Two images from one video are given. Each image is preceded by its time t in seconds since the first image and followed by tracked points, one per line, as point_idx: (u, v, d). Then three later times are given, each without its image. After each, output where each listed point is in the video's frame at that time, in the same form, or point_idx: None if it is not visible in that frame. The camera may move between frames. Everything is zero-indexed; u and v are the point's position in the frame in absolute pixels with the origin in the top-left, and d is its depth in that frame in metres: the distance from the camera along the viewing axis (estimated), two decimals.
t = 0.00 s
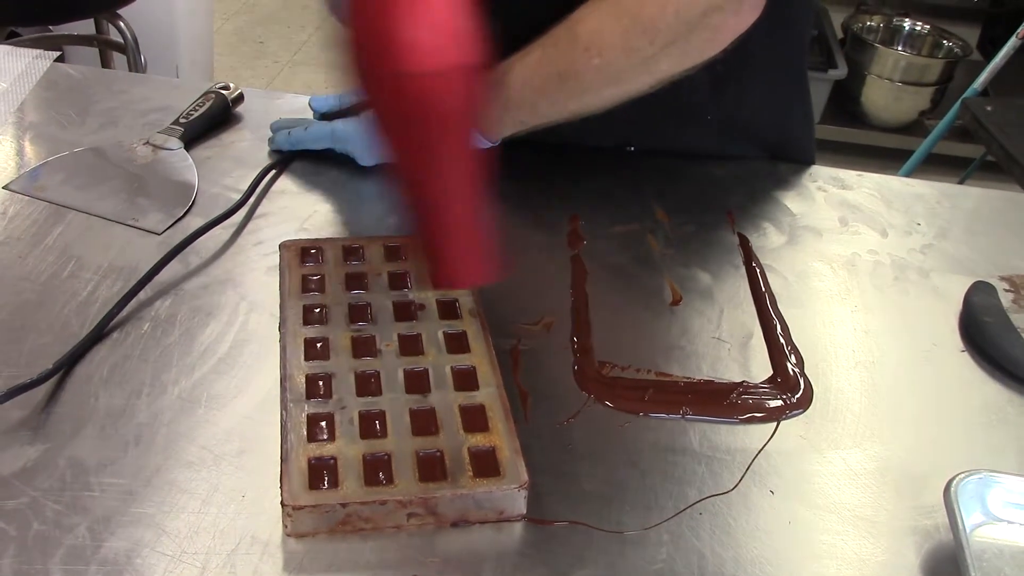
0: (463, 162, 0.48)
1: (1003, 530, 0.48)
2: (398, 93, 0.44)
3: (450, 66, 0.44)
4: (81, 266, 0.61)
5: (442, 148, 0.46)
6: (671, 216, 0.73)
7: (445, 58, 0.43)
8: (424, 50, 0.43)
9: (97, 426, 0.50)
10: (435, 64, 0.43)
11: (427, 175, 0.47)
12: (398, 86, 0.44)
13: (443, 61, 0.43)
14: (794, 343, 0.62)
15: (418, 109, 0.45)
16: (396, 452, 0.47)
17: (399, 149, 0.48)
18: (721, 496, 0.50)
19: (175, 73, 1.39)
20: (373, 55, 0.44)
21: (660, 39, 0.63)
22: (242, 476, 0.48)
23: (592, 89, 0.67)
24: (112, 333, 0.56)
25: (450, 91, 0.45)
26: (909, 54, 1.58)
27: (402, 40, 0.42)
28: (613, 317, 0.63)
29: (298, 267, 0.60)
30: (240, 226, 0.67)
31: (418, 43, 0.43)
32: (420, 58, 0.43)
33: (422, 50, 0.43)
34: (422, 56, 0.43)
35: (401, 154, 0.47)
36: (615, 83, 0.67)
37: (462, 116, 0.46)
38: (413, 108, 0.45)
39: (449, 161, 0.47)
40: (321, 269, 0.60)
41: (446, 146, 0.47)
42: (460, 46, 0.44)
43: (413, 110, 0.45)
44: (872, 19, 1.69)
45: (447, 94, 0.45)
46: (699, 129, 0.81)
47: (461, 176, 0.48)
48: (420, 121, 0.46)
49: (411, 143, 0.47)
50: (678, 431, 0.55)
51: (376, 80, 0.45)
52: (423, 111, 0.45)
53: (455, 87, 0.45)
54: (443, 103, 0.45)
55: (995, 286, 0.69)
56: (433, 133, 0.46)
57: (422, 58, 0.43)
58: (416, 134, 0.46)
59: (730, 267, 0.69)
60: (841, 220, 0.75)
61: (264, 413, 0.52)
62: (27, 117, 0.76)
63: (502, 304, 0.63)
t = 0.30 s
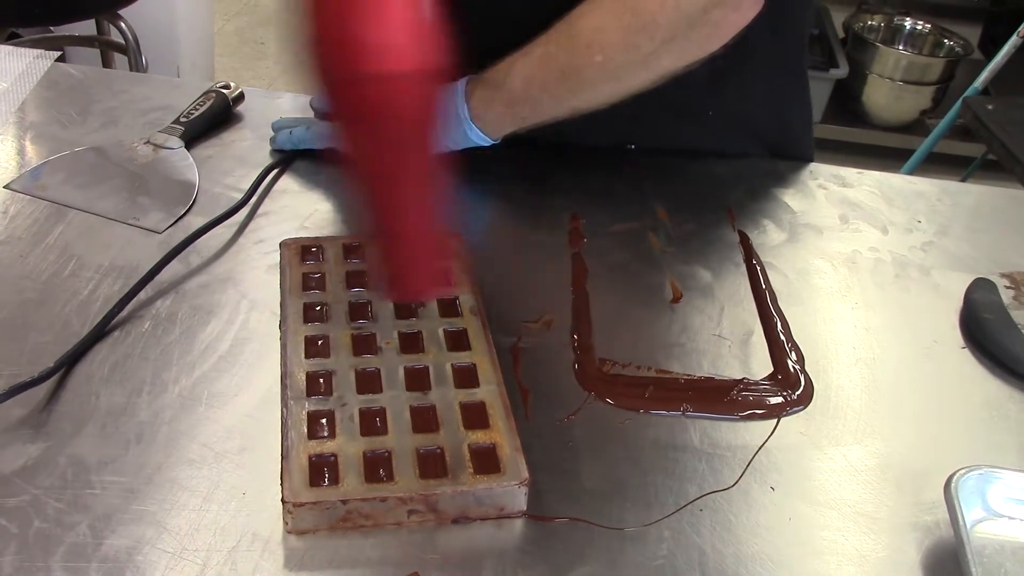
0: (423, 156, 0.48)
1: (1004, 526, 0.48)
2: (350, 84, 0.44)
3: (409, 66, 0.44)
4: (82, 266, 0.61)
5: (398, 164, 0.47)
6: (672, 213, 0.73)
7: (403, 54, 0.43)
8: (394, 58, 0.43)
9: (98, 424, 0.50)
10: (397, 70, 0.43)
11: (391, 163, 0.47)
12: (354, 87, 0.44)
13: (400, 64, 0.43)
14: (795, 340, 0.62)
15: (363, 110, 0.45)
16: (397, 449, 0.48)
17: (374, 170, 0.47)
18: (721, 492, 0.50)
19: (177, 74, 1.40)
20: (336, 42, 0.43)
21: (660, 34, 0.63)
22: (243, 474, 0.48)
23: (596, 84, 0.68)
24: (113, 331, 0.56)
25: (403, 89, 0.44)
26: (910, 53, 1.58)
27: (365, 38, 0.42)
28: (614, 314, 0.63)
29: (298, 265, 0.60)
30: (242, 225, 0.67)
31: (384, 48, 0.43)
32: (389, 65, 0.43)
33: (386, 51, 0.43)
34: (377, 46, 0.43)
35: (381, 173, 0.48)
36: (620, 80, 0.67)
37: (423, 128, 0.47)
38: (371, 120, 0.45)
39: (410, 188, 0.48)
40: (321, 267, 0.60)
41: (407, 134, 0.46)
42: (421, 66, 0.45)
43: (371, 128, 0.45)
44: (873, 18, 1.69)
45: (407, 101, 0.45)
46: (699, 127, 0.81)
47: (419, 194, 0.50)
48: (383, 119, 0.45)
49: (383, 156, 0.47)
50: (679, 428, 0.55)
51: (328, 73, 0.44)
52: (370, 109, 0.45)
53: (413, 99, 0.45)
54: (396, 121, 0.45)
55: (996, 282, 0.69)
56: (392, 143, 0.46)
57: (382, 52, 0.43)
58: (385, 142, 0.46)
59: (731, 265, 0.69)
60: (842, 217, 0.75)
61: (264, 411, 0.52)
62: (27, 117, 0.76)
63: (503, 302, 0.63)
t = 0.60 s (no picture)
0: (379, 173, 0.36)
1: (1004, 522, 0.48)
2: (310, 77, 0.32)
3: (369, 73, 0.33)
4: (81, 268, 0.62)
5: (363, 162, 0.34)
6: (671, 212, 0.74)
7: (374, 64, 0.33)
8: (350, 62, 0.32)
9: (99, 427, 0.50)
10: (361, 71, 0.32)
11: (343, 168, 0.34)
12: (310, 93, 0.32)
13: (360, 66, 0.32)
14: (794, 338, 0.62)
15: (300, 111, 0.33)
16: (397, 450, 0.48)
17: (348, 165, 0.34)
18: (722, 490, 0.50)
19: (175, 77, 1.40)
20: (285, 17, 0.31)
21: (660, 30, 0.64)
22: (244, 476, 0.48)
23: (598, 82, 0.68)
24: (113, 334, 0.56)
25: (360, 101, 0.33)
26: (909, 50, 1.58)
27: (325, 32, 0.31)
28: (613, 313, 0.63)
29: (298, 267, 0.60)
30: (241, 227, 0.67)
31: (345, 47, 0.32)
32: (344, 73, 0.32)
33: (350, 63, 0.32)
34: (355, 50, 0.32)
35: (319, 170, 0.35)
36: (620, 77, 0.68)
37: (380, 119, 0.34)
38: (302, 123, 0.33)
39: (370, 196, 0.35)
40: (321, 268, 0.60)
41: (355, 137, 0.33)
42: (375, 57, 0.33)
43: (332, 137, 0.33)
44: (871, 15, 1.69)
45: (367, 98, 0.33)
46: (698, 126, 0.81)
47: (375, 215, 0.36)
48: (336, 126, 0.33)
49: (344, 159, 0.34)
50: (679, 426, 0.55)
51: (271, 49, 0.32)
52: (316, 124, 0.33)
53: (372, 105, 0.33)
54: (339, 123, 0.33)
55: (996, 279, 0.69)
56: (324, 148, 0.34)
57: (350, 51, 0.32)
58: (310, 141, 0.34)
59: (730, 263, 0.69)
60: (841, 215, 0.75)
61: (265, 412, 0.52)
62: (26, 121, 0.76)
63: (503, 302, 0.63)
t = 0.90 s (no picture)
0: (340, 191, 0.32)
1: (1006, 521, 0.48)
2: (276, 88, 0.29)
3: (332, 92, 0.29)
4: (81, 269, 0.61)
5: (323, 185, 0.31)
6: (671, 211, 0.73)
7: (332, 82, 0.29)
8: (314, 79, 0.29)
9: (98, 427, 0.50)
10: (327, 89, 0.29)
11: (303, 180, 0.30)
12: (272, 102, 0.29)
13: (327, 86, 0.29)
14: (795, 337, 0.62)
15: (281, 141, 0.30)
16: (397, 450, 0.47)
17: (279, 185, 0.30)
18: (723, 490, 0.50)
19: (175, 78, 1.40)
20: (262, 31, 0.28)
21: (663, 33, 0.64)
22: (243, 476, 0.48)
23: (599, 85, 0.69)
24: (112, 335, 0.56)
25: (322, 131, 0.30)
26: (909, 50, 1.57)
27: (292, 46, 0.28)
28: (614, 312, 0.63)
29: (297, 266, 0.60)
30: (240, 227, 0.67)
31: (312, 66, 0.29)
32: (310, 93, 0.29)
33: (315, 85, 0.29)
34: (314, 45, 0.28)
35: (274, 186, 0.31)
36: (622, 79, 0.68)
37: (343, 143, 0.30)
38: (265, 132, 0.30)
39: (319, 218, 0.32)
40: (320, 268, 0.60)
41: (311, 155, 0.30)
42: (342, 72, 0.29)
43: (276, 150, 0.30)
44: (871, 15, 1.69)
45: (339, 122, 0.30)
46: (697, 126, 0.82)
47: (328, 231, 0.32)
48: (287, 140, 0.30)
49: (288, 176, 0.30)
50: (680, 426, 0.54)
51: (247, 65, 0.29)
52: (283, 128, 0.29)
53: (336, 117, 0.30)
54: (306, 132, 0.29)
55: (997, 278, 0.68)
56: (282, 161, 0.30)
57: (310, 47, 0.28)
58: (275, 151, 0.30)
59: (731, 262, 0.69)
60: (841, 214, 0.75)
61: (264, 413, 0.52)
62: (26, 121, 0.76)
63: (503, 302, 0.63)
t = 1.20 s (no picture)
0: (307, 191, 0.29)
1: (1005, 517, 0.48)
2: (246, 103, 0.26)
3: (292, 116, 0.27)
4: (79, 268, 0.61)
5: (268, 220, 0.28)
6: (670, 208, 0.73)
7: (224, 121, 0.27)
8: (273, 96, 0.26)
9: (96, 427, 0.50)
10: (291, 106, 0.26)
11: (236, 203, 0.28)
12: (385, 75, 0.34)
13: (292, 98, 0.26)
14: (794, 334, 0.62)
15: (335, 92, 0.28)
16: (395, 448, 0.47)
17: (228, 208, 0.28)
18: (722, 487, 0.50)
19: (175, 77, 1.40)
20: None
21: (665, 32, 0.64)
22: (241, 475, 0.48)
23: (596, 84, 0.69)
24: (110, 334, 0.56)
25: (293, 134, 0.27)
26: (909, 47, 1.57)
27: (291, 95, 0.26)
28: (613, 310, 0.63)
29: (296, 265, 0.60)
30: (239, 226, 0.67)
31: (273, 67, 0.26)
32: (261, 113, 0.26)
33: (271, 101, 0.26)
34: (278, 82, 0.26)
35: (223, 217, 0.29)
36: (622, 77, 0.68)
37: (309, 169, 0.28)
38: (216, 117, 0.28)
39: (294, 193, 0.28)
40: (319, 267, 0.60)
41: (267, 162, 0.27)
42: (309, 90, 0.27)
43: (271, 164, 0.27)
44: (871, 12, 1.69)
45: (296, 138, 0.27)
46: (698, 123, 0.81)
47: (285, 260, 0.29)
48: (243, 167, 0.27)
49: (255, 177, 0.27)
50: (678, 423, 0.54)
51: None
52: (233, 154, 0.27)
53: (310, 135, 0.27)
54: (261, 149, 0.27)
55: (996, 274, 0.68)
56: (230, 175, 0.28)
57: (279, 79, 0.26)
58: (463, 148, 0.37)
59: (730, 259, 0.68)
60: (841, 211, 0.75)
61: (263, 411, 0.52)
62: (26, 121, 0.76)
63: (501, 300, 0.63)
